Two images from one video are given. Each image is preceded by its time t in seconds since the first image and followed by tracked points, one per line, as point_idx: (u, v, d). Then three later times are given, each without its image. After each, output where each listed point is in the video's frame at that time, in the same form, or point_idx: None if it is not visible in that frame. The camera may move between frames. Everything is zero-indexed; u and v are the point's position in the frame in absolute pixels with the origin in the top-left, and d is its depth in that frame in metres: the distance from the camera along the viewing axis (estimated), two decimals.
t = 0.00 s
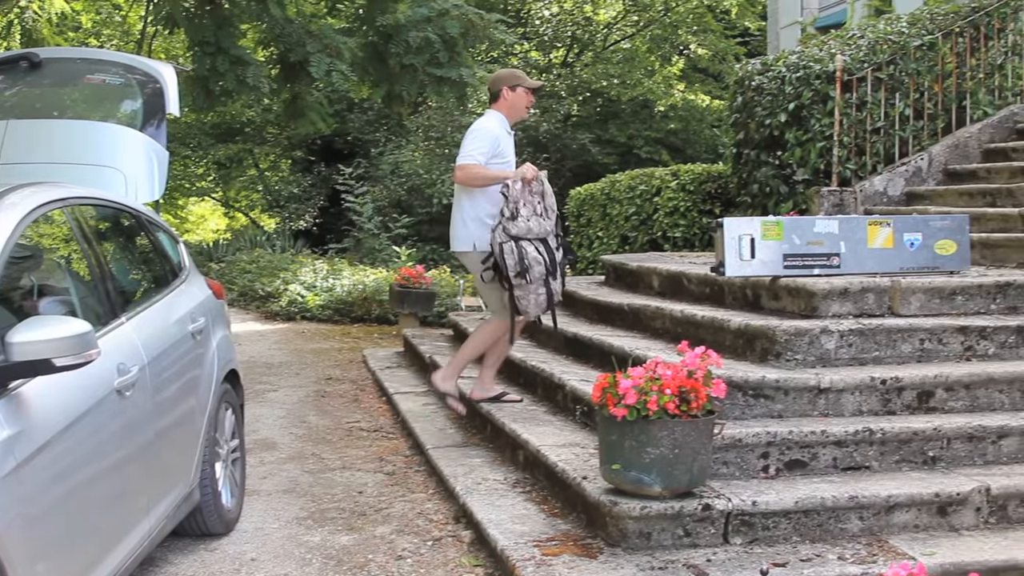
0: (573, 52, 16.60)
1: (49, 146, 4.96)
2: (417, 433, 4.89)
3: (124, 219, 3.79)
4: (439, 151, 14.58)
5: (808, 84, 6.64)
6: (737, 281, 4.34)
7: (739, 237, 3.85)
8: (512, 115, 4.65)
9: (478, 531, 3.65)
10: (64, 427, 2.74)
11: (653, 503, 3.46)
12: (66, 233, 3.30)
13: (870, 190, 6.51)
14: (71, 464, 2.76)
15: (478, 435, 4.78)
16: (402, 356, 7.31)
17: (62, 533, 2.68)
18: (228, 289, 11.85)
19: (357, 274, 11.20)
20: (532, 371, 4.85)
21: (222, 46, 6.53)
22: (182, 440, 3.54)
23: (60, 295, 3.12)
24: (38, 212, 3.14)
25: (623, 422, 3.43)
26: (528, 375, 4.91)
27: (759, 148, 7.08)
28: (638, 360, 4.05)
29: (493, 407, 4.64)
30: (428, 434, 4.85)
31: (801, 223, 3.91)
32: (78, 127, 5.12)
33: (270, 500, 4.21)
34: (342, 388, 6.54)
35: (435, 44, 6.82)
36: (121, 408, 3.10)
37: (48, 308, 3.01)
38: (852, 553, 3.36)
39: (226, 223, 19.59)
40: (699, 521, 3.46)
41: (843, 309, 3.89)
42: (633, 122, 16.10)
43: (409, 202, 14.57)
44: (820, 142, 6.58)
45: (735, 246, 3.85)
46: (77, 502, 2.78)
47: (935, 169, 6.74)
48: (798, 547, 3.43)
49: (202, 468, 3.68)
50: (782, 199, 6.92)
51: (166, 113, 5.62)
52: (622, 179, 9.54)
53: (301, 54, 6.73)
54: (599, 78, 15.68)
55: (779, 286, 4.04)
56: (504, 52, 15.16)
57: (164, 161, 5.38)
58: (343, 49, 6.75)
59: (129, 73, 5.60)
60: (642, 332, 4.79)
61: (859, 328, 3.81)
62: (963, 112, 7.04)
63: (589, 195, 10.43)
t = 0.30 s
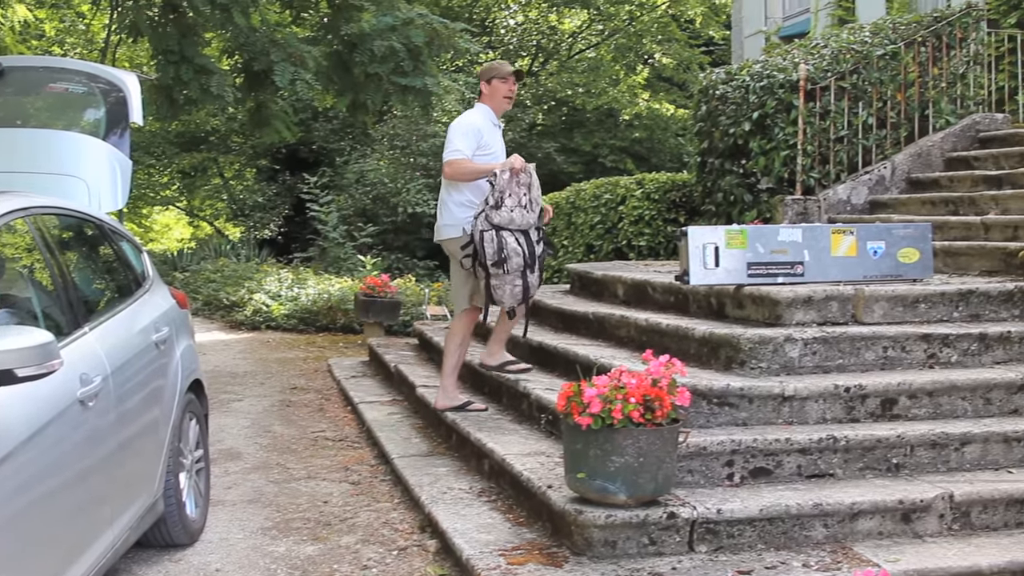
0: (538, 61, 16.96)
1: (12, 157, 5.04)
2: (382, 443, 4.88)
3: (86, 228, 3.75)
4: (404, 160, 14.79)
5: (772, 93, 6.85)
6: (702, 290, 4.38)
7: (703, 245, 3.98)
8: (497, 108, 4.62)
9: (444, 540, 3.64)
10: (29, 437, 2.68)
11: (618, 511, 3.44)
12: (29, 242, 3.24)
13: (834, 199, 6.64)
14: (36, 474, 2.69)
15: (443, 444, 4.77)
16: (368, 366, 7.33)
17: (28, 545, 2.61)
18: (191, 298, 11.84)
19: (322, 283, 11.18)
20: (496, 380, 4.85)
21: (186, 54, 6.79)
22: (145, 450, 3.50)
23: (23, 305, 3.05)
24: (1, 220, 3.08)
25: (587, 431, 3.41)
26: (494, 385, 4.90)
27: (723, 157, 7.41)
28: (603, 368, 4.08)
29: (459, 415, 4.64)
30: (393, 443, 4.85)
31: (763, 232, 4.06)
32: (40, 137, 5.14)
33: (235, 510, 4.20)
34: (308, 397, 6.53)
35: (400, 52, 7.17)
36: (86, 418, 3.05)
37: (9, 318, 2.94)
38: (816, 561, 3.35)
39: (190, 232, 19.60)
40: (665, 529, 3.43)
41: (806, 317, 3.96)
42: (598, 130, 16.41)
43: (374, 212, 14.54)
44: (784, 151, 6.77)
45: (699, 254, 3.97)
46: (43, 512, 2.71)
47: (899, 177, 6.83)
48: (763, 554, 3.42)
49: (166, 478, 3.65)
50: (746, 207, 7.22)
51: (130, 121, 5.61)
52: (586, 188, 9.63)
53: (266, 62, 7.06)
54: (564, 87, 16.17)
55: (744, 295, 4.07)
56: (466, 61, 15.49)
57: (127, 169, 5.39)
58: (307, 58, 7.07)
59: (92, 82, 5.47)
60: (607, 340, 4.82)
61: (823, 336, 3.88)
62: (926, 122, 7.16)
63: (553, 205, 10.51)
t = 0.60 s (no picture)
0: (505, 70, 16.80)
1: None
2: (350, 453, 4.87)
3: (51, 238, 3.71)
4: (371, 171, 14.75)
5: (739, 103, 6.93)
6: (669, 299, 4.43)
7: (670, 255, 4.03)
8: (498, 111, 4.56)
9: (412, 550, 3.63)
10: None
11: (586, 520, 3.42)
12: None
13: (800, 208, 6.71)
14: (3, 487, 2.63)
15: (411, 454, 4.77)
16: (335, 376, 7.32)
17: None
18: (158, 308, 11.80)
19: (289, 293, 11.15)
20: (464, 389, 4.85)
21: (152, 64, 6.76)
22: (112, 461, 3.47)
23: None
24: None
25: (555, 440, 3.39)
26: (461, 394, 4.90)
27: (690, 166, 7.40)
28: (571, 377, 4.10)
29: (426, 425, 4.64)
30: (361, 453, 4.84)
31: (730, 241, 4.12)
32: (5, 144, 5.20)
33: (202, 521, 4.18)
34: (275, 408, 6.50)
35: (367, 62, 7.31)
36: (52, 430, 2.99)
37: None
38: (784, 569, 3.34)
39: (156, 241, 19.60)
40: (633, 538, 3.41)
41: (773, 326, 4.00)
42: (566, 140, 16.31)
43: (342, 221, 14.50)
44: (751, 160, 6.86)
45: (667, 264, 4.01)
46: (11, 525, 2.65)
47: (865, 187, 6.87)
48: (731, 563, 3.40)
49: (132, 489, 3.63)
50: (714, 217, 7.23)
51: (96, 130, 5.43)
52: (554, 198, 9.67)
53: (233, 71, 7.08)
54: (532, 97, 15.83)
55: (711, 304, 4.12)
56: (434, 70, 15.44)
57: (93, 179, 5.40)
58: (274, 67, 7.13)
59: (58, 92, 5.25)
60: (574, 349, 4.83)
61: (789, 345, 3.91)
62: (892, 131, 7.26)
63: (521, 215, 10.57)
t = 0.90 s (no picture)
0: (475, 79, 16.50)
1: None
2: (319, 461, 4.87)
3: (17, 246, 3.66)
4: (339, 178, 14.54)
5: (708, 111, 6.96)
6: (638, 306, 4.44)
7: (638, 262, 4.06)
8: (492, 103, 4.49)
9: (381, 559, 3.62)
10: None
11: (555, 528, 3.40)
12: None
13: (769, 216, 6.79)
14: None
15: (381, 462, 4.76)
16: (304, 384, 7.32)
17: None
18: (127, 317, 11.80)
19: (258, 301, 11.16)
20: (433, 398, 4.85)
21: (120, 71, 6.77)
22: (80, 470, 3.43)
23: None
24: None
25: (525, 448, 3.37)
26: (431, 402, 4.90)
27: (659, 175, 7.54)
28: (539, 385, 4.12)
29: (395, 433, 4.63)
30: (330, 462, 4.83)
31: (699, 249, 4.13)
32: None
33: (170, 531, 4.17)
34: (243, 416, 6.49)
35: (335, 70, 7.33)
36: (19, 440, 2.94)
37: None
38: None
39: (126, 249, 19.59)
40: (602, 545, 3.39)
41: (742, 333, 4.04)
42: (535, 147, 16.24)
43: (310, 229, 14.19)
44: (720, 168, 6.91)
45: (635, 271, 4.05)
46: None
47: (832, 195, 6.98)
48: (700, 570, 3.40)
49: (100, 499, 3.60)
50: (682, 224, 7.38)
51: (64, 138, 5.46)
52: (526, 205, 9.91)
53: (202, 79, 7.07)
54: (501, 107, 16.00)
55: (680, 311, 4.13)
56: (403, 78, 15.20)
57: (60, 186, 5.33)
58: (243, 75, 7.21)
59: (25, 99, 5.29)
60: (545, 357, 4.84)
61: (758, 352, 3.93)
62: (860, 139, 7.33)
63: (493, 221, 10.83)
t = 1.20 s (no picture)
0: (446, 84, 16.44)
1: None
2: (289, 467, 4.86)
3: None
4: (310, 184, 14.49)
5: (678, 117, 7.02)
6: (608, 312, 4.48)
7: (609, 268, 4.13)
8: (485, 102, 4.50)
9: (351, 565, 3.61)
10: None
11: (526, 534, 3.36)
12: None
13: (739, 221, 6.87)
14: None
15: (351, 468, 4.76)
16: (274, 391, 7.32)
17: None
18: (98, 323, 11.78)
19: (229, 307, 11.19)
20: (404, 404, 4.85)
21: (89, 76, 6.73)
22: (50, 477, 3.40)
23: None
24: None
25: (495, 454, 3.34)
26: (401, 409, 4.90)
27: (630, 180, 7.51)
28: (509, 391, 4.14)
29: (366, 440, 4.63)
30: (300, 468, 4.82)
31: (669, 254, 4.23)
32: None
33: (140, 538, 4.16)
34: (214, 423, 6.48)
35: (306, 75, 7.37)
36: None
37: None
38: None
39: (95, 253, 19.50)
40: (572, 551, 3.36)
41: (712, 339, 4.09)
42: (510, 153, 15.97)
43: (281, 235, 14.31)
44: (690, 174, 6.95)
45: (606, 277, 4.11)
46: None
47: (803, 201, 7.04)
48: None
49: (69, 506, 3.58)
50: (653, 230, 7.31)
51: (32, 144, 5.66)
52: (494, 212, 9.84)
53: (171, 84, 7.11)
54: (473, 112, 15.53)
55: (650, 317, 4.18)
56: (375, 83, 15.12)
57: (28, 191, 5.27)
58: (212, 80, 7.18)
59: None
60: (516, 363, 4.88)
61: (728, 358, 3.97)
62: (830, 145, 7.39)
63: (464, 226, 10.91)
